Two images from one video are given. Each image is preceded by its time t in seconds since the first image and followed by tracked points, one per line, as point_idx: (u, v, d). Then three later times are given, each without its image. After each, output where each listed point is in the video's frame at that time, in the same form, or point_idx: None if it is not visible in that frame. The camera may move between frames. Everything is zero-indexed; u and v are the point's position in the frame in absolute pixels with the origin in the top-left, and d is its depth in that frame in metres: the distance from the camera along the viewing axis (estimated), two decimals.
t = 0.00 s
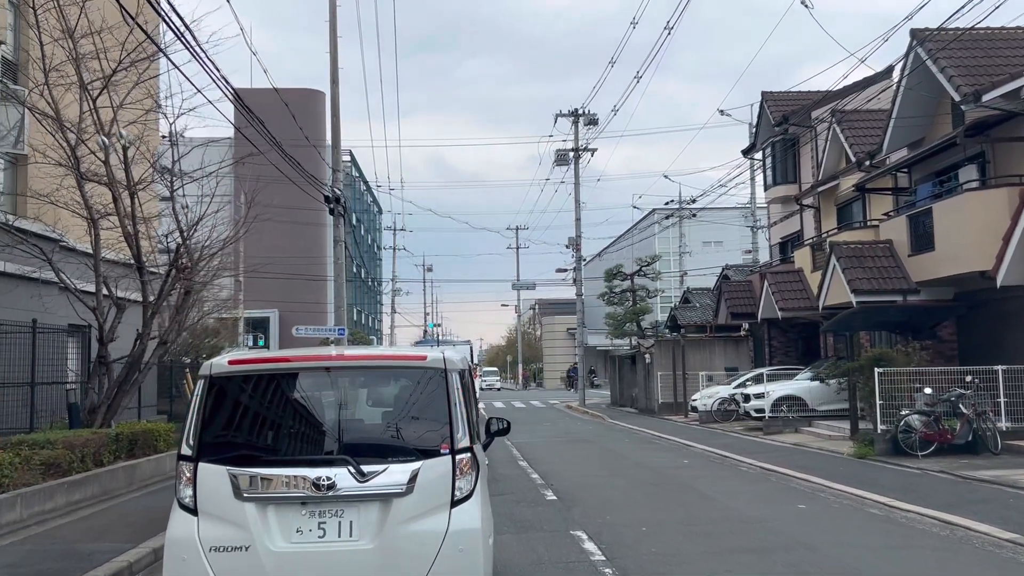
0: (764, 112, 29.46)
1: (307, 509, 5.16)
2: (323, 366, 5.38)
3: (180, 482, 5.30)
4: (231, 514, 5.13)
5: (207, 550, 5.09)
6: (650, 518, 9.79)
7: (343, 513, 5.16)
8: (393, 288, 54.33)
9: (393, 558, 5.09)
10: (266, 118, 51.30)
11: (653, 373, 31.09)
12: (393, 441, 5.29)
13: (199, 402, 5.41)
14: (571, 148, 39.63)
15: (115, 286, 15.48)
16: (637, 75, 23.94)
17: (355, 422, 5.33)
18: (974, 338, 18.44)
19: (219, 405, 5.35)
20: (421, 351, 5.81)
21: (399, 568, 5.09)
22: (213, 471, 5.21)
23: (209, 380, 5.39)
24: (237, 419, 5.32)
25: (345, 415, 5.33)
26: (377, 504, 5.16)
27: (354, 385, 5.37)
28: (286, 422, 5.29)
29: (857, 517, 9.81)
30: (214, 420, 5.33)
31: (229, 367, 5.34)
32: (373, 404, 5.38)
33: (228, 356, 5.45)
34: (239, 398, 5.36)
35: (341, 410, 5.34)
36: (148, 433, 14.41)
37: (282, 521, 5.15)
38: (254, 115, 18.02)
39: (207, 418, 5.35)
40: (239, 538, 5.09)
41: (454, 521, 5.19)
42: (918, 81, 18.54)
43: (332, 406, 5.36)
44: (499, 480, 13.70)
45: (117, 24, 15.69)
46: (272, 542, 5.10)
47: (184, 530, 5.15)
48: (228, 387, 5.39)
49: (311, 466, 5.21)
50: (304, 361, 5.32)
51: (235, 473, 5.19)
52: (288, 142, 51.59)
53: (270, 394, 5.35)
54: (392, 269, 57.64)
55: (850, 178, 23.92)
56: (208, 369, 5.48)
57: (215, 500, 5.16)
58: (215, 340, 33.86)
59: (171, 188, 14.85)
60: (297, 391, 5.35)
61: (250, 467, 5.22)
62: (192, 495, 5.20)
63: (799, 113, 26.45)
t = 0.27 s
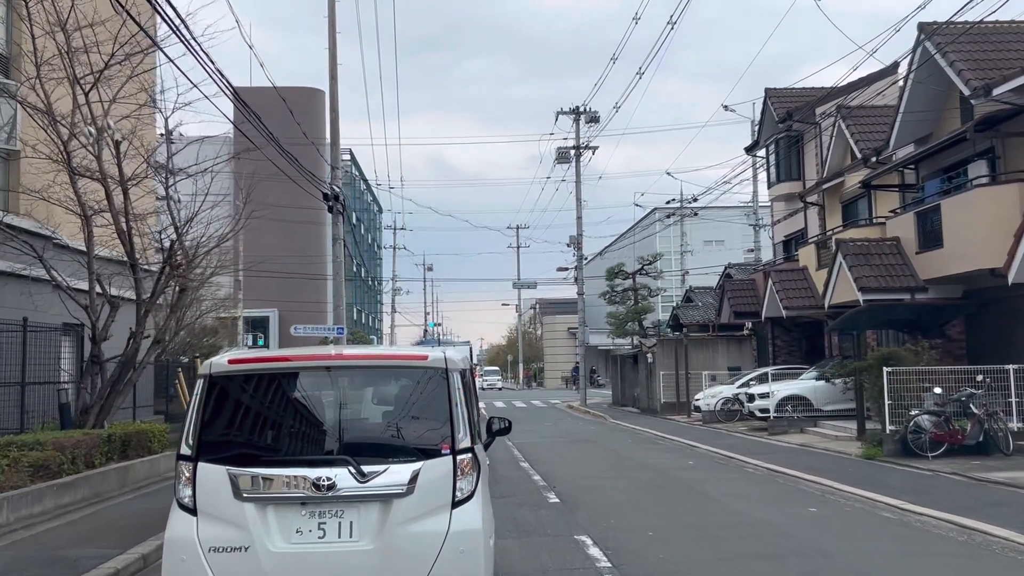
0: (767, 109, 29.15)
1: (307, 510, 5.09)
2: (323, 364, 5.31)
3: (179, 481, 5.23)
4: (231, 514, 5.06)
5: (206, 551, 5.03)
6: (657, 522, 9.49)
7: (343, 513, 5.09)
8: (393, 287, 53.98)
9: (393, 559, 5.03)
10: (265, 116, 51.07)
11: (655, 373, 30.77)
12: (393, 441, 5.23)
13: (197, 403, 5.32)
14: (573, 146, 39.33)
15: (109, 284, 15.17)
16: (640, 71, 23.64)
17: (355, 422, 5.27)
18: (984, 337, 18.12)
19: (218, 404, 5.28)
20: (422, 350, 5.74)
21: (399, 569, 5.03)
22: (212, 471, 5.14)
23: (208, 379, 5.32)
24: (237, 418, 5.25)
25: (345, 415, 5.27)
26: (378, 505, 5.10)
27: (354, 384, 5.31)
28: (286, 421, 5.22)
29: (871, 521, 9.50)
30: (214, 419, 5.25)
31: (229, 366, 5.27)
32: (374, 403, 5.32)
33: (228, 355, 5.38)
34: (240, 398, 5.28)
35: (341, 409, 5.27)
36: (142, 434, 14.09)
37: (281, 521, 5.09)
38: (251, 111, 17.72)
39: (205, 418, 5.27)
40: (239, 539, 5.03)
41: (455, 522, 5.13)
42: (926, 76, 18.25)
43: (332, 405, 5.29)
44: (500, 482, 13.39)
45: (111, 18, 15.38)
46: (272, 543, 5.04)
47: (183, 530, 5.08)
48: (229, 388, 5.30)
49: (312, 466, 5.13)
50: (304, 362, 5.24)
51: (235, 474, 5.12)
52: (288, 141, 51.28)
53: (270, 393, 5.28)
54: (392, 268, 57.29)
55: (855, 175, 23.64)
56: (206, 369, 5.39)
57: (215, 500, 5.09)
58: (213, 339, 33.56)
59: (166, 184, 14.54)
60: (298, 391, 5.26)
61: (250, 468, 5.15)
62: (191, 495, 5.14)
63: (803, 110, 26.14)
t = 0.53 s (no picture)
0: (771, 105, 28.82)
1: (307, 510, 5.11)
2: (324, 364, 5.33)
3: (179, 482, 5.25)
4: (231, 515, 5.08)
5: (206, 551, 5.04)
6: (664, 527, 9.20)
7: (343, 514, 5.11)
8: (393, 286, 53.57)
9: (394, 559, 5.05)
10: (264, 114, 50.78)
11: (657, 372, 30.46)
12: (394, 440, 5.25)
13: (198, 404, 5.35)
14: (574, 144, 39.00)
15: (101, 282, 14.82)
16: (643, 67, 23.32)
17: (356, 421, 5.29)
18: (994, 336, 17.84)
19: (220, 404, 5.30)
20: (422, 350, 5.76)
21: (399, 570, 5.05)
22: (212, 471, 5.16)
23: (209, 380, 5.34)
24: (238, 418, 5.26)
25: (346, 414, 5.29)
26: (378, 505, 5.11)
27: (354, 383, 5.33)
28: (287, 421, 5.24)
29: (886, 526, 9.20)
30: (215, 419, 5.27)
31: (230, 367, 5.29)
32: (375, 403, 5.34)
33: (229, 355, 5.40)
34: (243, 398, 5.30)
35: (342, 409, 5.30)
36: (134, 435, 13.75)
37: (281, 522, 5.10)
38: (248, 106, 17.39)
39: (206, 418, 5.29)
40: (239, 539, 5.04)
41: (455, 523, 5.16)
42: (934, 69, 17.93)
43: (333, 405, 5.32)
44: (502, 484, 13.08)
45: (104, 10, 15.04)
46: (271, 543, 5.05)
47: (183, 531, 5.10)
48: (230, 387, 5.33)
49: (312, 467, 5.15)
50: (305, 362, 5.26)
51: (236, 474, 5.14)
52: (287, 138, 50.91)
53: (272, 394, 5.30)
54: (392, 267, 56.90)
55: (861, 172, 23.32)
56: (207, 371, 5.41)
57: (215, 500, 5.11)
58: (211, 339, 33.16)
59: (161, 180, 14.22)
60: (299, 391, 5.29)
61: (251, 467, 5.16)
62: (191, 496, 5.15)
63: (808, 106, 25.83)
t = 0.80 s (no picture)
0: (775, 102, 28.47)
1: (310, 511, 5.02)
2: (326, 363, 5.24)
3: (182, 483, 5.15)
4: (235, 516, 4.99)
5: (210, 552, 4.95)
6: (673, 533, 8.85)
7: (346, 515, 5.03)
8: (393, 285, 53.20)
9: (396, 560, 4.96)
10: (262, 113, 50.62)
11: (660, 372, 30.10)
12: (395, 440, 5.16)
13: (201, 405, 5.25)
14: (575, 141, 38.67)
15: (93, 280, 14.45)
16: (646, 62, 22.96)
17: (358, 421, 5.21)
18: (1006, 335, 17.49)
19: (222, 405, 5.20)
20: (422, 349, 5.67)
21: (402, 571, 4.97)
22: (216, 471, 5.07)
23: (211, 381, 5.24)
24: (242, 418, 5.17)
25: (348, 413, 5.21)
26: (380, 506, 5.03)
27: (356, 382, 5.25)
28: (290, 421, 5.16)
29: (903, 532, 8.85)
30: (218, 420, 5.18)
31: (232, 367, 5.19)
32: (377, 401, 5.26)
33: (230, 356, 5.30)
34: (248, 399, 5.19)
35: (344, 408, 5.22)
36: (126, 436, 13.38)
37: (285, 522, 5.01)
38: (245, 100, 17.03)
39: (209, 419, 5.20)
40: (243, 539, 4.95)
41: (458, 524, 5.07)
42: (943, 62, 17.60)
43: (335, 405, 5.24)
44: (504, 487, 12.71)
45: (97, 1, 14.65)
46: (275, 544, 4.96)
47: (187, 532, 5.01)
48: (235, 387, 5.21)
49: (315, 467, 5.06)
50: (309, 364, 5.13)
51: (240, 474, 5.05)
52: (287, 136, 50.59)
53: (275, 393, 5.21)
54: (392, 266, 56.56)
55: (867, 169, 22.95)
56: (212, 370, 5.29)
57: (220, 502, 5.02)
58: (209, 338, 32.79)
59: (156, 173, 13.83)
60: (303, 392, 5.20)
61: (255, 467, 5.07)
62: (195, 496, 5.06)
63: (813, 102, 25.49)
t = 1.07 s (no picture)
0: (780, 97, 28.09)
1: (317, 503, 5.24)
2: (331, 363, 5.47)
3: (195, 477, 5.40)
4: (245, 508, 5.22)
5: (222, 543, 5.19)
6: (682, 537, 8.54)
7: (351, 507, 5.25)
8: (393, 283, 52.72)
9: (399, 550, 5.19)
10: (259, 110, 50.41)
11: (663, 371, 29.75)
12: (397, 438, 5.38)
13: (212, 403, 5.50)
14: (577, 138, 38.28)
15: (84, 277, 14.09)
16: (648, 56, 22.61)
17: (362, 418, 5.42)
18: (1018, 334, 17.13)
19: (232, 403, 5.45)
20: (424, 349, 5.89)
21: (404, 561, 5.19)
22: (226, 466, 5.31)
23: (222, 380, 5.50)
24: (250, 416, 5.42)
25: (352, 411, 5.43)
26: (384, 499, 5.25)
27: (359, 382, 5.48)
28: (297, 419, 5.39)
29: (921, 537, 8.53)
30: (228, 417, 5.43)
31: (242, 367, 5.46)
32: (380, 400, 5.48)
33: (240, 356, 5.57)
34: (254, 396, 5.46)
35: (349, 406, 5.43)
36: (117, 437, 13.03)
37: (292, 515, 5.24)
38: (241, 93, 16.62)
39: (219, 417, 5.45)
40: (252, 530, 5.19)
41: (458, 515, 5.30)
42: (956, 54, 17.22)
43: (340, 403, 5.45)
44: (505, 489, 12.40)
45: None
46: (283, 535, 5.19)
47: (200, 523, 5.25)
48: (243, 386, 5.48)
49: (321, 462, 5.28)
50: (314, 362, 5.40)
51: (249, 469, 5.28)
52: (286, 133, 50.18)
53: (282, 392, 5.45)
54: (392, 265, 56.12)
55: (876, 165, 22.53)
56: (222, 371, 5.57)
57: (231, 494, 5.26)
58: (206, 336, 32.39)
59: (149, 169, 13.48)
60: (308, 390, 5.43)
61: (262, 462, 5.31)
62: (207, 489, 5.31)
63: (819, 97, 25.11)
